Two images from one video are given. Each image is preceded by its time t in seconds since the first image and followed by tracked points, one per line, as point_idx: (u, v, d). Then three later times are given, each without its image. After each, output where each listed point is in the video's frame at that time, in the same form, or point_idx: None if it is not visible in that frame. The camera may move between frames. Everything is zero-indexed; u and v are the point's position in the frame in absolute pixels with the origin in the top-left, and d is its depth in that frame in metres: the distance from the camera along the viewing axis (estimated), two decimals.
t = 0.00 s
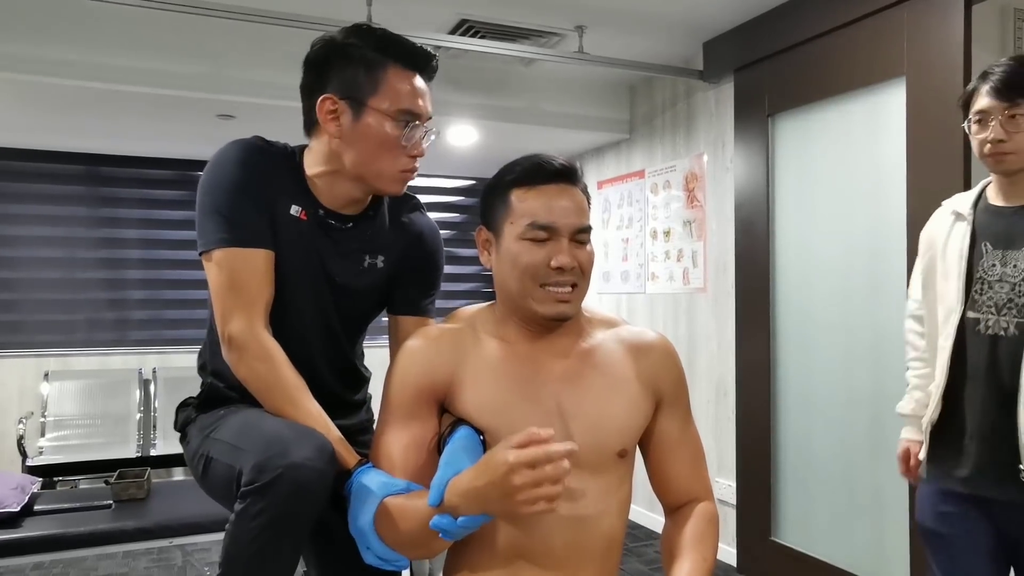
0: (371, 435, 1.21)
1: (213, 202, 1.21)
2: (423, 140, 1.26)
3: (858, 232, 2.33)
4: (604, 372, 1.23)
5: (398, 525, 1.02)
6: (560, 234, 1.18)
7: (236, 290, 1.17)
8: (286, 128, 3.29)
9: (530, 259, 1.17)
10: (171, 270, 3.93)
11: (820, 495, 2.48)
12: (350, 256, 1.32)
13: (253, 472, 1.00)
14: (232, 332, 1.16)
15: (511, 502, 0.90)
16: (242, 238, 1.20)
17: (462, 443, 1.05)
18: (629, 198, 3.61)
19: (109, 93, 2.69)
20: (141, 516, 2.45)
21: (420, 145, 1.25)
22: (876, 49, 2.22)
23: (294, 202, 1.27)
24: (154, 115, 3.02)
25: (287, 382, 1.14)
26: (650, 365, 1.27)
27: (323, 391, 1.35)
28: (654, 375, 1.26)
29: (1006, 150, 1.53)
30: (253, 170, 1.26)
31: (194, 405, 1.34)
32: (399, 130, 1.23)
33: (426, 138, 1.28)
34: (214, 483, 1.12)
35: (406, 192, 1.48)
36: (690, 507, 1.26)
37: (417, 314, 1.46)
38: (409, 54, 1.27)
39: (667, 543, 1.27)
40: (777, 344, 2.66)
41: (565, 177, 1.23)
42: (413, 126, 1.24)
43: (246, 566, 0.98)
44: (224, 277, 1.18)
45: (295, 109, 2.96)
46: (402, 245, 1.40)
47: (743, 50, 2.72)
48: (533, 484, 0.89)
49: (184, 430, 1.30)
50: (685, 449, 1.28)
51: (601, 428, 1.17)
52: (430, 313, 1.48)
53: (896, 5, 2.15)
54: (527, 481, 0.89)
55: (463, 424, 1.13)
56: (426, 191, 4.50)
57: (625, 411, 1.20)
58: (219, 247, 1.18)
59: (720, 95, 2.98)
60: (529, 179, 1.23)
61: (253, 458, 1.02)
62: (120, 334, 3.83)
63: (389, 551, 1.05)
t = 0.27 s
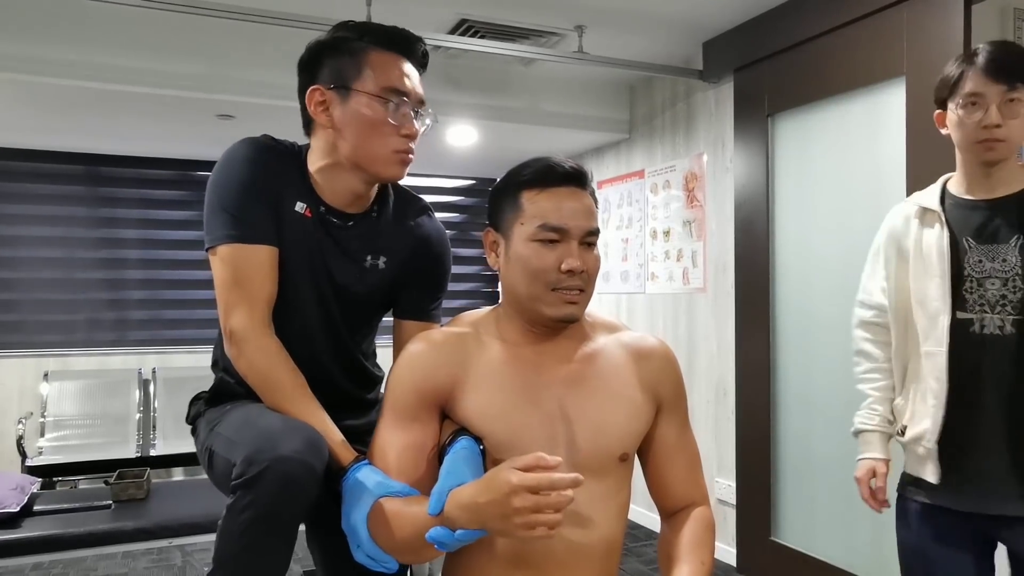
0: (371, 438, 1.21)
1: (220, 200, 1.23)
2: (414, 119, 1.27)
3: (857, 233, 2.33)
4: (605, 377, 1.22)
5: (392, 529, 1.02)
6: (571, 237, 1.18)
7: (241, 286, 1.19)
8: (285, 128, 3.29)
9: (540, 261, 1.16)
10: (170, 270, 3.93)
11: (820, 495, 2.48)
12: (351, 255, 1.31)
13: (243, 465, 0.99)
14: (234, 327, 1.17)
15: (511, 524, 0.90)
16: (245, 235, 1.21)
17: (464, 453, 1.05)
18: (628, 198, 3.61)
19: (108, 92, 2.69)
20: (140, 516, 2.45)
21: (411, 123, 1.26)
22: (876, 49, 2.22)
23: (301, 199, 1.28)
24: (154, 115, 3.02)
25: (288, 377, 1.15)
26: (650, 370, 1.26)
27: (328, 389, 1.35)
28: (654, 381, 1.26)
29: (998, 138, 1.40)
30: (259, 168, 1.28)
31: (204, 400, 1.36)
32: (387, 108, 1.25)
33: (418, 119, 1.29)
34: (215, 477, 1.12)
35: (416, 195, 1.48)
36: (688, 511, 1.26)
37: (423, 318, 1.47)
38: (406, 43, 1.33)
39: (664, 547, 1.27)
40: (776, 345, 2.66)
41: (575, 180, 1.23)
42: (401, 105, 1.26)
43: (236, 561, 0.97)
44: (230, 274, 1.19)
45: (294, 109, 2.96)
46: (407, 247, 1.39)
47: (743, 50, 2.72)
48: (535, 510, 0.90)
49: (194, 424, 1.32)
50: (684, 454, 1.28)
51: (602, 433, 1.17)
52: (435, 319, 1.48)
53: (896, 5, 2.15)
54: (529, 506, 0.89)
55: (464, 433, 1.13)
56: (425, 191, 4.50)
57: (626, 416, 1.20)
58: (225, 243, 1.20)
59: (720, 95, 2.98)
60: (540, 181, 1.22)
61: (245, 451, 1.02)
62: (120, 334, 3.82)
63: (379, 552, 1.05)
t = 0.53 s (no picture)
0: (370, 440, 1.21)
1: (227, 198, 1.25)
2: (383, 95, 1.25)
3: (857, 234, 2.33)
4: (603, 380, 1.23)
5: (388, 530, 1.03)
6: (572, 239, 1.18)
7: (245, 283, 1.20)
8: (285, 129, 3.30)
9: (541, 263, 1.17)
10: (170, 270, 3.94)
11: (819, 495, 2.48)
12: (353, 255, 1.31)
13: (237, 460, 1.00)
14: (238, 324, 1.18)
15: (505, 534, 0.91)
16: (249, 232, 1.22)
17: (464, 460, 1.06)
18: (628, 198, 3.61)
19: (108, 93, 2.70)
20: (141, 516, 2.46)
21: (377, 98, 1.24)
22: (875, 50, 2.22)
23: (306, 198, 1.29)
24: (154, 116, 3.03)
25: (290, 374, 1.16)
26: (648, 373, 1.27)
27: (330, 387, 1.35)
28: (652, 384, 1.27)
29: (1007, 129, 1.31)
30: (267, 167, 1.29)
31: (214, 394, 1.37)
32: (351, 88, 1.25)
33: (394, 96, 1.26)
34: (218, 472, 1.13)
35: (422, 198, 1.48)
36: (685, 513, 1.27)
37: (427, 321, 1.48)
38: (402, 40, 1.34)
39: (661, 548, 1.28)
40: (775, 345, 2.66)
41: (576, 182, 1.24)
42: (369, 83, 1.26)
43: (231, 556, 0.97)
44: (235, 272, 1.20)
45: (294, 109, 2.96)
46: (412, 248, 1.39)
47: (742, 50, 2.73)
48: (530, 521, 0.90)
49: (202, 419, 1.33)
50: (681, 457, 1.28)
51: (601, 436, 1.18)
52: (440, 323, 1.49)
53: (894, 6, 2.16)
54: (525, 517, 0.90)
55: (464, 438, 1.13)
56: (425, 191, 4.51)
57: (624, 420, 1.20)
58: (231, 241, 1.21)
59: (719, 95, 2.98)
60: (542, 183, 1.23)
61: (240, 446, 1.03)
62: (120, 334, 3.83)
63: (373, 552, 1.06)
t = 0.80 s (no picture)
0: (369, 442, 1.21)
1: (229, 195, 1.24)
2: (352, 80, 1.26)
3: (856, 234, 2.33)
4: (602, 381, 1.23)
5: (385, 531, 1.03)
6: (569, 238, 1.18)
7: (247, 282, 1.19)
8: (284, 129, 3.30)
9: (539, 263, 1.17)
10: (170, 270, 3.94)
11: (818, 496, 2.48)
12: (355, 254, 1.31)
13: (236, 457, 0.99)
14: (239, 322, 1.17)
15: (501, 537, 0.91)
16: (252, 230, 1.21)
17: (462, 462, 1.05)
18: (628, 198, 3.61)
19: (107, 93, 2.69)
20: (140, 517, 2.45)
21: (345, 84, 1.25)
22: (874, 50, 2.22)
23: (309, 196, 1.29)
24: (153, 116, 3.02)
25: (292, 372, 1.16)
26: (647, 374, 1.27)
27: (331, 386, 1.34)
28: (651, 385, 1.26)
29: None
30: (269, 165, 1.28)
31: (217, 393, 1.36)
32: (325, 81, 1.28)
33: (365, 81, 1.27)
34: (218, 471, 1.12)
35: (423, 198, 1.47)
36: (683, 514, 1.26)
37: (429, 322, 1.47)
38: (394, 33, 1.35)
39: (659, 549, 1.27)
40: (775, 345, 2.66)
41: (574, 181, 1.24)
42: (341, 74, 1.28)
43: (229, 554, 0.96)
44: (236, 270, 1.19)
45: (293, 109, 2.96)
46: (413, 247, 1.39)
47: (742, 50, 2.73)
48: (526, 525, 0.90)
49: (204, 418, 1.33)
50: (679, 458, 1.28)
51: (600, 438, 1.18)
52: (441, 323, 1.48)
53: (894, 6, 2.16)
54: (521, 521, 0.90)
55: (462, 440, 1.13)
56: (425, 191, 4.50)
57: (622, 421, 1.20)
58: (233, 238, 1.20)
59: (718, 95, 2.98)
60: (539, 182, 1.23)
61: (239, 444, 1.02)
62: (119, 334, 3.82)
63: (370, 554, 1.05)
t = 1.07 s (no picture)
0: (368, 443, 1.21)
1: (229, 194, 1.23)
2: (363, 106, 1.25)
3: (857, 232, 2.33)
4: (601, 382, 1.23)
5: (382, 532, 1.03)
6: (568, 237, 1.18)
7: (248, 282, 1.18)
8: (283, 129, 3.29)
9: (538, 262, 1.17)
10: (169, 270, 3.93)
11: (818, 495, 2.48)
12: (355, 253, 1.31)
13: (235, 456, 1.00)
14: (239, 322, 1.17)
15: (494, 537, 0.91)
16: (252, 229, 1.20)
17: (459, 463, 1.05)
18: (627, 198, 3.61)
19: (106, 93, 2.69)
20: (139, 517, 2.45)
21: (356, 109, 1.24)
22: (873, 49, 2.22)
23: (309, 196, 1.29)
24: (152, 116, 3.02)
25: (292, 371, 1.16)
26: (647, 375, 1.27)
27: (331, 385, 1.34)
28: (651, 386, 1.26)
29: None
30: (268, 164, 1.28)
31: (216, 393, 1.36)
32: (334, 100, 1.26)
33: (375, 106, 1.26)
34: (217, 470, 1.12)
35: (422, 197, 1.47)
36: (682, 515, 1.27)
37: (429, 322, 1.47)
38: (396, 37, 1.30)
39: (658, 550, 1.27)
40: (774, 345, 2.66)
41: (572, 180, 1.24)
42: (352, 94, 1.26)
43: (228, 553, 0.96)
44: (237, 270, 1.19)
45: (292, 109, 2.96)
46: (412, 247, 1.39)
47: (741, 50, 2.73)
48: (520, 526, 0.90)
49: (204, 418, 1.32)
50: (679, 459, 1.28)
51: (599, 438, 1.18)
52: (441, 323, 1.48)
53: (892, 6, 2.16)
54: (514, 521, 0.90)
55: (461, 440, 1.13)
56: (425, 191, 4.50)
57: (622, 422, 1.20)
58: (234, 238, 1.20)
59: (717, 95, 2.98)
60: (538, 181, 1.23)
61: (239, 443, 1.02)
62: (118, 334, 3.82)
63: (368, 553, 1.06)
